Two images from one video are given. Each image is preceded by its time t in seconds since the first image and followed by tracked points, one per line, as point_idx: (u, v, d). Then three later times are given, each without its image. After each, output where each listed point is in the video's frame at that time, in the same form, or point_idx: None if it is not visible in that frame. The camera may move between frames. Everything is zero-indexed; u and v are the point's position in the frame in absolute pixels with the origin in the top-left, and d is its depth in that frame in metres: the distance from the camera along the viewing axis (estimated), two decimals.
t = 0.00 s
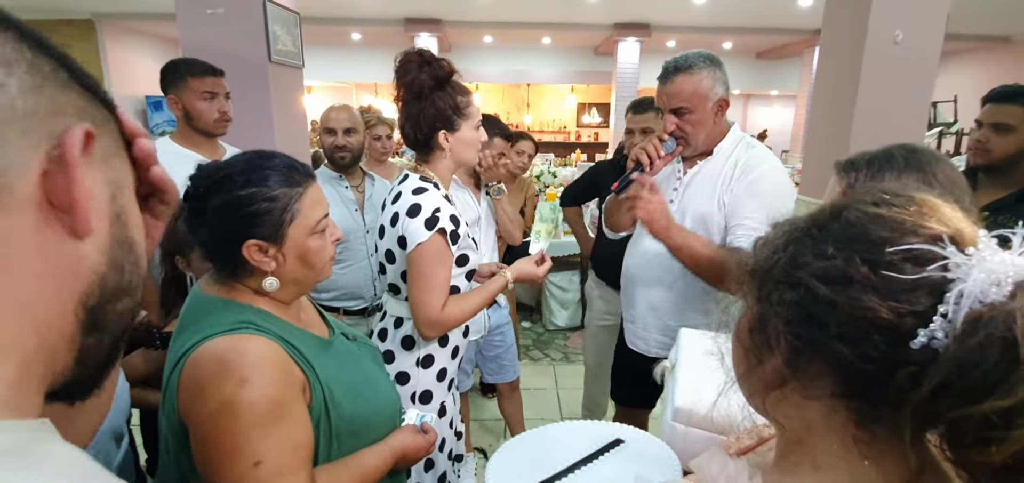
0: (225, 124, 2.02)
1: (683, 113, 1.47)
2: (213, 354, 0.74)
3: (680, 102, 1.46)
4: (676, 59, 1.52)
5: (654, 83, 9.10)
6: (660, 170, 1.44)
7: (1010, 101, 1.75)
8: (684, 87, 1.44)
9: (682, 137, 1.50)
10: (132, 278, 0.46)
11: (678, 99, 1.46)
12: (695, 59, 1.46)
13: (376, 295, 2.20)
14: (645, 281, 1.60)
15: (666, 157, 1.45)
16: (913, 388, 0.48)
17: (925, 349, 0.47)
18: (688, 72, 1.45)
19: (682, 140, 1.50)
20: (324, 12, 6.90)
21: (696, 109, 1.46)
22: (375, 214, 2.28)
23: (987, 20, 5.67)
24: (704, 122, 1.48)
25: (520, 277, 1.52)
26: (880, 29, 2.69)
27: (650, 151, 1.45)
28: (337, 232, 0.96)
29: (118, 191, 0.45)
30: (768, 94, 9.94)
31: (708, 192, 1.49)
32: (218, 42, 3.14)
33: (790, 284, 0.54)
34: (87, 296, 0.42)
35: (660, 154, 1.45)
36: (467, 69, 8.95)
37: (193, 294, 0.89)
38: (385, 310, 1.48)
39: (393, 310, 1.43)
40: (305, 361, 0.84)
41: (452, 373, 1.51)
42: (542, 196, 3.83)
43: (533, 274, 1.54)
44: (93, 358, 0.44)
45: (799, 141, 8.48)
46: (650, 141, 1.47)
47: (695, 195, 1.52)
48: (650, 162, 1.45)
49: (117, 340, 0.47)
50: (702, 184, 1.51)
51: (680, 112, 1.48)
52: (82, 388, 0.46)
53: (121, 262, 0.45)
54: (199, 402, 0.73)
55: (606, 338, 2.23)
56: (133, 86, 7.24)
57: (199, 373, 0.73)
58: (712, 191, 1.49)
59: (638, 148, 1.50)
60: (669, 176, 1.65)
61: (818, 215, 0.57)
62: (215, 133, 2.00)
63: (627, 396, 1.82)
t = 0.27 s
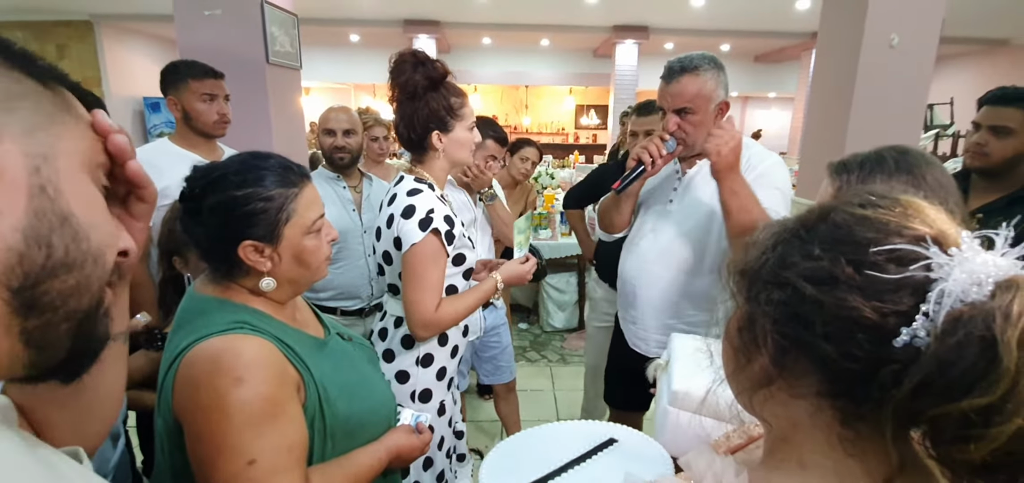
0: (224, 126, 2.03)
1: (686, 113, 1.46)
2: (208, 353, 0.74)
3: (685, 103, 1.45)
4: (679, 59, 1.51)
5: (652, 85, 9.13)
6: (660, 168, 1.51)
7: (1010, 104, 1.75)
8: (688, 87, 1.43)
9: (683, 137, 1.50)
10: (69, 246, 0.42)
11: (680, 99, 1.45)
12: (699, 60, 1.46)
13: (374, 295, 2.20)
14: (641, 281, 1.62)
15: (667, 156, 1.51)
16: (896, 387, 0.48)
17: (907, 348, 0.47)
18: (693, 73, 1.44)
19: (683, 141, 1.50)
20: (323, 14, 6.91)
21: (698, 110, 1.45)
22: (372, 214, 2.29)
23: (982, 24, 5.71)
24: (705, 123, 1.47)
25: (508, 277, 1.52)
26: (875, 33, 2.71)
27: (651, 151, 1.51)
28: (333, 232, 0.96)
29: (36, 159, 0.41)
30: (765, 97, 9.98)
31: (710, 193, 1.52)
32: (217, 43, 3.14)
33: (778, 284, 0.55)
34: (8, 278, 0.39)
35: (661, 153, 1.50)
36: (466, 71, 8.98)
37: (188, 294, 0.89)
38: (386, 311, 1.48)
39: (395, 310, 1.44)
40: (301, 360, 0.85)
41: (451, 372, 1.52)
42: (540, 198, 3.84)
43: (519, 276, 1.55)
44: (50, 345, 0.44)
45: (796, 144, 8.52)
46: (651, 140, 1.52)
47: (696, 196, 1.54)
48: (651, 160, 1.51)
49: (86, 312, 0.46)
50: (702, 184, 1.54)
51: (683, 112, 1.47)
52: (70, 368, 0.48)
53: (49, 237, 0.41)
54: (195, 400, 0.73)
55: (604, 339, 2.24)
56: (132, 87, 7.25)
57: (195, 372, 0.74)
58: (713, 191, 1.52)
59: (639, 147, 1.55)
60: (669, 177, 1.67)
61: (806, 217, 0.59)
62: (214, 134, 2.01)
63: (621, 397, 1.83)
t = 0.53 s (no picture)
0: (223, 128, 2.04)
1: (693, 113, 1.48)
2: (207, 354, 0.75)
3: (692, 103, 1.47)
4: (684, 58, 1.52)
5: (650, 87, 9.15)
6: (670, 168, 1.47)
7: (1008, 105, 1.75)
8: (696, 87, 1.45)
9: (688, 137, 1.51)
10: None
11: (689, 99, 1.47)
12: (706, 61, 1.48)
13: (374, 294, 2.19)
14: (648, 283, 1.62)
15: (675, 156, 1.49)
16: (882, 387, 0.49)
17: (893, 349, 0.49)
18: (702, 72, 1.46)
19: (688, 141, 1.52)
20: (321, 16, 6.93)
21: (705, 111, 1.47)
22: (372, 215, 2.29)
23: (977, 25, 5.74)
24: (709, 124, 1.50)
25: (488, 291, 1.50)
26: (871, 34, 2.72)
27: (660, 151, 1.47)
28: (331, 234, 0.97)
29: None
30: (764, 98, 10.01)
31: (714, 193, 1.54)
32: (216, 46, 3.15)
33: (768, 284, 0.56)
34: None
35: (671, 154, 1.47)
36: (465, 73, 9.00)
37: (187, 295, 0.90)
38: (386, 311, 1.49)
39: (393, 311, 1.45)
40: (298, 360, 0.85)
41: (451, 372, 1.52)
42: (539, 200, 3.85)
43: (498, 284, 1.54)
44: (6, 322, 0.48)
45: (794, 145, 8.54)
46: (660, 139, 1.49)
47: (701, 196, 1.55)
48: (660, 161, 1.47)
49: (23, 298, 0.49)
50: (705, 185, 1.56)
51: (690, 112, 1.48)
52: (40, 349, 0.53)
53: None
54: (192, 401, 0.74)
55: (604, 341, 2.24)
56: (131, 90, 7.26)
57: (193, 373, 0.74)
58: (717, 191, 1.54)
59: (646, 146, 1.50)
60: (668, 179, 1.63)
61: (798, 218, 0.59)
62: (212, 136, 2.01)
63: (619, 398, 1.84)
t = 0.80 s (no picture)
0: (221, 127, 2.04)
1: (703, 113, 1.48)
2: (205, 350, 0.75)
3: (702, 102, 1.46)
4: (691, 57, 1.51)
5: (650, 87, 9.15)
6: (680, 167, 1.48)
7: (1005, 105, 1.76)
8: (707, 86, 1.45)
9: (696, 137, 1.52)
10: None
11: (699, 99, 1.46)
12: (717, 60, 1.47)
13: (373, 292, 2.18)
14: (653, 281, 1.62)
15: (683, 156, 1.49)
16: (871, 387, 0.49)
17: (883, 351, 0.49)
18: (714, 72, 1.45)
19: (695, 140, 1.52)
20: (321, 17, 6.93)
21: (714, 110, 1.48)
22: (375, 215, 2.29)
23: (975, 26, 5.74)
24: (717, 124, 1.51)
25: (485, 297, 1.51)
26: (870, 34, 2.72)
27: (670, 149, 1.47)
28: (328, 233, 0.97)
29: None
30: (763, 98, 10.01)
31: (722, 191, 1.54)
32: (216, 45, 3.15)
33: (764, 281, 0.56)
34: None
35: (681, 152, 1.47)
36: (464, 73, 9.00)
37: (186, 293, 0.90)
38: (383, 309, 1.51)
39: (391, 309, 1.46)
40: (295, 357, 0.85)
41: (450, 371, 1.52)
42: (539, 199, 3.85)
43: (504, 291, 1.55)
44: None
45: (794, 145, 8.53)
46: (671, 137, 1.49)
47: (709, 194, 1.55)
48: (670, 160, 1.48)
49: None
50: (711, 183, 1.55)
51: (700, 112, 1.48)
52: None
53: None
54: (188, 400, 0.74)
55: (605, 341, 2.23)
56: (130, 90, 7.26)
57: (188, 370, 0.74)
58: (725, 190, 1.54)
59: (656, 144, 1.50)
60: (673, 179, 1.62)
61: (796, 215, 0.59)
62: (210, 135, 2.02)
63: (618, 397, 1.84)
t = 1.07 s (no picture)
0: (222, 129, 2.04)
1: (704, 113, 1.48)
2: (204, 349, 0.75)
3: (703, 102, 1.47)
4: (690, 57, 1.52)
5: (653, 86, 9.13)
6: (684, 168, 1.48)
7: (1008, 103, 1.75)
8: (707, 86, 1.46)
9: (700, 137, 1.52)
10: None
11: (700, 99, 1.47)
12: (716, 58, 1.48)
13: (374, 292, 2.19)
14: (654, 280, 1.62)
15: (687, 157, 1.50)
16: (844, 392, 0.50)
17: (857, 357, 0.49)
18: (712, 72, 1.46)
19: (699, 140, 1.52)
20: (323, 18, 6.94)
21: (716, 109, 1.48)
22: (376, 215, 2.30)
23: (981, 23, 5.70)
24: (721, 121, 1.51)
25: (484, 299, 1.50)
26: (873, 31, 2.71)
27: (673, 151, 1.47)
28: (330, 233, 0.97)
29: None
30: (767, 96, 9.97)
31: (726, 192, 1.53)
32: (218, 47, 3.16)
33: (749, 283, 0.56)
34: None
35: (684, 153, 1.47)
36: (466, 73, 9.00)
37: (187, 292, 0.91)
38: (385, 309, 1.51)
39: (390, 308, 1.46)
40: (297, 356, 0.86)
41: (452, 370, 1.52)
42: (541, 199, 3.85)
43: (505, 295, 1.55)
44: None
45: (798, 143, 8.50)
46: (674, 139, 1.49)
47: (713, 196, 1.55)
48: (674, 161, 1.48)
49: None
50: (715, 184, 1.55)
51: (701, 112, 1.49)
52: None
53: None
54: (188, 401, 0.74)
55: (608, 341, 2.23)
56: (135, 92, 7.29)
57: (191, 369, 0.75)
58: (729, 191, 1.53)
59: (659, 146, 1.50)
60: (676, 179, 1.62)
61: (788, 215, 0.59)
62: (211, 137, 2.03)
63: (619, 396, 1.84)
